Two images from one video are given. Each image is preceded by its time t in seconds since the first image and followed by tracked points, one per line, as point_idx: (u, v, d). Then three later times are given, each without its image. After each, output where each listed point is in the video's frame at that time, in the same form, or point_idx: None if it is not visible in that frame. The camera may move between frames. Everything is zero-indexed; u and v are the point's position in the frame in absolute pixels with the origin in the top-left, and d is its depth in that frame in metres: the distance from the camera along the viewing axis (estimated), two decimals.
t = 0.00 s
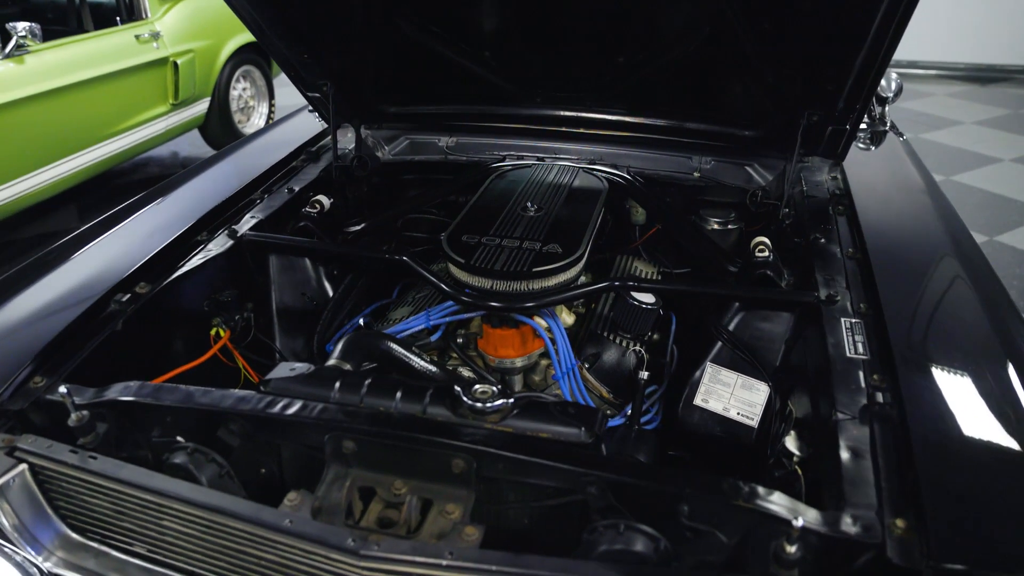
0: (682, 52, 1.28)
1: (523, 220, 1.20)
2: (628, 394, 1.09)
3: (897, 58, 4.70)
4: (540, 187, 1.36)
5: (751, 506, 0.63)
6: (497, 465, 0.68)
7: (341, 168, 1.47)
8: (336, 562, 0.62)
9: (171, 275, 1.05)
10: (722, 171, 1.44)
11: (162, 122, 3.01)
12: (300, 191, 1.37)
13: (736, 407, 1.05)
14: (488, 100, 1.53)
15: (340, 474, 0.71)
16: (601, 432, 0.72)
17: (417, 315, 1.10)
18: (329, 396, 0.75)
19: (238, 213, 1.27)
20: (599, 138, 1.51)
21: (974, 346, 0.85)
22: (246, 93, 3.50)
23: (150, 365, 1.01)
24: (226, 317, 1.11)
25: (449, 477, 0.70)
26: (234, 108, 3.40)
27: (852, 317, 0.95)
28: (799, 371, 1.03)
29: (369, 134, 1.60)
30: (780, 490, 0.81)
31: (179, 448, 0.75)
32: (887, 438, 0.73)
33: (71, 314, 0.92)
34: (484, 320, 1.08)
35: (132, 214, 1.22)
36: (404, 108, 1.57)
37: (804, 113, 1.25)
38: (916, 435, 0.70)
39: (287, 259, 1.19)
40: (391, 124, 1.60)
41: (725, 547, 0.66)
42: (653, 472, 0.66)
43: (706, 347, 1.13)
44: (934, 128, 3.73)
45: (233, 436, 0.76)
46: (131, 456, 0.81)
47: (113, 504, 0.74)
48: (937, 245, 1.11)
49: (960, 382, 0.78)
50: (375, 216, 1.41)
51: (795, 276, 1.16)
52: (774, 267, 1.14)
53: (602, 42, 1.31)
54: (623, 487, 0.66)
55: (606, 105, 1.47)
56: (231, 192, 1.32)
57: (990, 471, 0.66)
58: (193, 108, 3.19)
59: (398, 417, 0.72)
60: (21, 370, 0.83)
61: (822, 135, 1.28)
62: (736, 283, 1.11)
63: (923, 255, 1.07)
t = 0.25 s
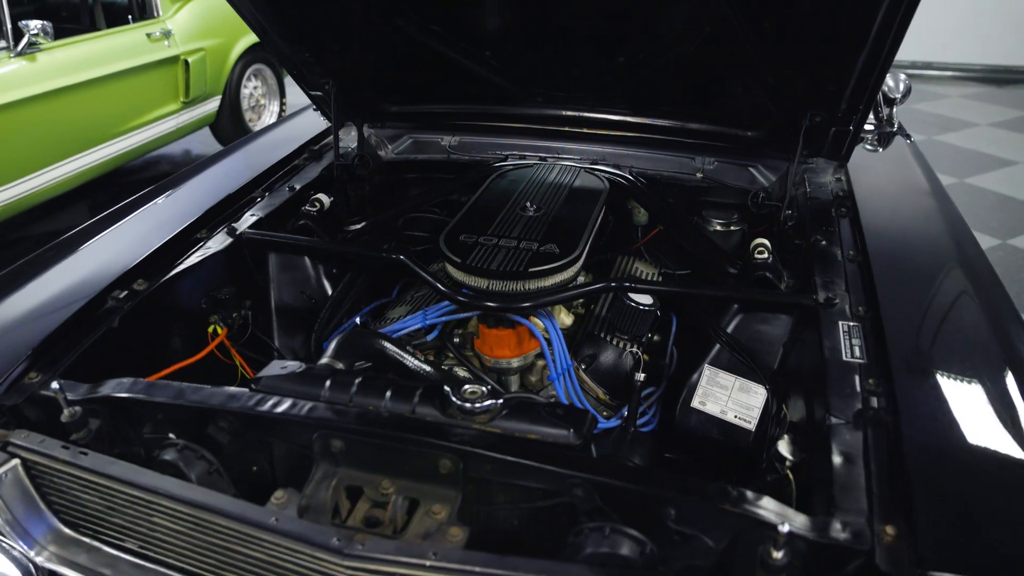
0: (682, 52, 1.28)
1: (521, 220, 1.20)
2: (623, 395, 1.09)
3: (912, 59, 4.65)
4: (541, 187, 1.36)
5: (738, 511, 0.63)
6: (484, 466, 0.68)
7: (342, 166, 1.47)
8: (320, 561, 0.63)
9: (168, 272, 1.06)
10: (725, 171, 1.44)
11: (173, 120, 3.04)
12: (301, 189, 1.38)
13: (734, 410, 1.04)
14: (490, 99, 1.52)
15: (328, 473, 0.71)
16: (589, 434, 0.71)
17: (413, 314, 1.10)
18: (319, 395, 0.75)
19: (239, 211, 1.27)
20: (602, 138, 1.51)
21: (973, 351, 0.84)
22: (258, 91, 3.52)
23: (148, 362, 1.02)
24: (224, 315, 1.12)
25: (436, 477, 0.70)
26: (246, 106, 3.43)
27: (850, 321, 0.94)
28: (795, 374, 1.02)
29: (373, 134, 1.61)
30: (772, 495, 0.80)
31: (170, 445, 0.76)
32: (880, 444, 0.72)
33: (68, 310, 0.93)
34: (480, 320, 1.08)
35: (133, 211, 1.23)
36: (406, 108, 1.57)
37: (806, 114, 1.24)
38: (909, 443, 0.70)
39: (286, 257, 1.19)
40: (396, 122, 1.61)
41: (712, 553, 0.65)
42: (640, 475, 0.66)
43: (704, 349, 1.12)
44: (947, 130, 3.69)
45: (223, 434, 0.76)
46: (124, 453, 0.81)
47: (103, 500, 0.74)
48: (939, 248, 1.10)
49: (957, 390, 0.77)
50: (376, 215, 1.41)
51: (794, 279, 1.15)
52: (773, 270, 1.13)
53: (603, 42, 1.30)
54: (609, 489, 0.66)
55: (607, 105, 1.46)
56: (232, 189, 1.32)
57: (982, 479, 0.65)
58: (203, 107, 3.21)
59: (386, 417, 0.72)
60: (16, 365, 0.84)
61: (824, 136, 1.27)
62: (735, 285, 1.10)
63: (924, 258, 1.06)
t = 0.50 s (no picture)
0: (682, 52, 1.27)
1: (519, 220, 1.20)
2: (619, 398, 1.08)
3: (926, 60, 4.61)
4: (541, 186, 1.36)
5: (723, 516, 0.62)
6: (470, 467, 0.68)
7: (342, 165, 1.47)
8: (304, 560, 0.63)
9: (166, 270, 1.06)
10: (727, 172, 1.43)
11: (183, 118, 3.06)
12: (301, 187, 1.38)
13: (730, 412, 1.03)
14: (491, 99, 1.52)
15: (316, 473, 0.72)
16: (576, 436, 0.71)
17: (409, 314, 1.10)
18: (307, 394, 0.75)
19: (238, 210, 1.28)
20: (603, 138, 1.50)
21: (969, 357, 0.83)
22: (268, 90, 3.54)
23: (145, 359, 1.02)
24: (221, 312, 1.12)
25: (423, 477, 0.70)
26: (256, 103, 3.45)
27: (847, 325, 0.93)
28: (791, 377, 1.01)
29: (376, 133, 1.62)
30: (764, 500, 0.79)
31: (160, 442, 0.76)
32: (870, 450, 0.72)
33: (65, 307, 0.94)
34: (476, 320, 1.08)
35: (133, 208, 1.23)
36: (408, 108, 1.57)
37: (807, 115, 1.23)
38: (899, 449, 0.69)
39: (286, 257, 1.20)
40: (399, 121, 1.61)
41: (698, 558, 0.65)
42: (626, 480, 0.65)
43: (702, 353, 1.11)
44: (961, 132, 3.65)
45: (213, 431, 0.77)
46: (116, 449, 0.82)
47: (94, 496, 0.75)
48: (940, 252, 1.08)
49: (951, 396, 0.76)
50: (376, 214, 1.41)
51: (793, 283, 1.14)
52: (771, 272, 1.12)
53: (604, 42, 1.30)
54: (595, 493, 0.65)
55: (608, 105, 1.45)
56: (232, 187, 1.33)
57: (970, 487, 0.65)
58: (213, 105, 3.23)
59: (373, 417, 0.72)
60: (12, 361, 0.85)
61: (826, 137, 1.26)
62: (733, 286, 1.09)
63: (924, 262, 1.05)
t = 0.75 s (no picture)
0: (682, 52, 1.26)
1: (517, 221, 1.19)
2: (614, 402, 1.08)
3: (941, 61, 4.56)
4: (540, 187, 1.35)
5: (708, 522, 0.62)
6: (456, 469, 0.68)
7: (343, 164, 1.47)
8: (289, 559, 0.63)
9: (163, 268, 1.07)
10: (729, 173, 1.42)
11: (194, 116, 3.08)
12: (301, 186, 1.38)
13: (726, 416, 1.03)
14: (492, 99, 1.52)
15: (303, 473, 0.72)
16: (564, 439, 0.71)
17: (404, 314, 1.10)
18: (297, 393, 0.75)
19: (239, 209, 1.28)
20: (605, 139, 1.50)
21: (964, 365, 0.82)
22: (277, 89, 3.55)
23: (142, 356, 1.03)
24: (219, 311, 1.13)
25: (409, 478, 0.70)
26: (265, 101, 3.45)
27: (843, 330, 0.92)
28: (785, 382, 1.00)
29: (378, 132, 1.62)
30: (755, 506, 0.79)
31: (151, 440, 0.77)
32: (860, 456, 0.71)
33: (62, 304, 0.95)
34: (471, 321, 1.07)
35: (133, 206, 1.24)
36: (409, 107, 1.57)
37: (807, 117, 1.22)
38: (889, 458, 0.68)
39: (284, 256, 1.20)
40: (402, 121, 1.62)
41: (682, 564, 0.64)
42: (612, 485, 0.65)
43: (698, 356, 1.10)
44: (975, 134, 3.61)
45: (203, 430, 0.77)
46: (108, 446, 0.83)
47: (85, 492, 0.75)
48: (941, 257, 1.07)
49: (944, 404, 0.76)
50: (376, 213, 1.41)
51: (792, 286, 1.13)
52: (769, 275, 1.11)
53: (604, 42, 1.29)
54: (580, 497, 0.65)
55: (608, 106, 1.45)
56: (233, 186, 1.33)
57: (958, 497, 0.64)
58: (224, 103, 3.25)
59: (362, 418, 0.72)
60: (7, 357, 0.86)
61: (827, 140, 1.25)
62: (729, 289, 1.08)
63: (924, 267, 1.04)
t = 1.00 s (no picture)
0: (683, 54, 1.25)
1: (515, 222, 1.19)
2: (610, 404, 1.07)
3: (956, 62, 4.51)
4: (541, 187, 1.35)
5: (694, 527, 0.62)
6: (443, 471, 0.68)
7: (344, 163, 1.46)
8: (275, 559, 0.63)
9: (162, 266, 1.08)
10: (732, 175, 1.40)
11: (204, 114, 3.10)
12: (303, 186, 1.39)
13: (722, 420, 1.02)
14: (494, 99, 1.52)
15: (292, 472, 0.72)
16: (552, 441, 0.71)
17: (401, 314, 1.10)
18: (287, 393, 0.75)
19: (239, 207, 1.29)
20: (607, 139, 1.49)
21: (961, 371, 0.81)
22: (289, 87, 3.55)
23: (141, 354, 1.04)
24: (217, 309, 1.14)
25: (397, 479, 0.70)
26: (275, 99, 3.44)
27: (840, 335, 0.91)
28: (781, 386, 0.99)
29: (381, 131, 1.62)
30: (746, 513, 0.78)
31: (143, 438, 0.77)
32: (851, 463, 0.70)
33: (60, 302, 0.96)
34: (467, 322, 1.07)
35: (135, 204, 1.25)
36: (412, 107, 1.57)
37: (809, 120, 1.23)
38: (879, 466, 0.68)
39: (283, 255, 1.20)
40: (407, 121, 1.62)
41: (668, 569, 0.64)
42: (598, 489, 0.65)
43: (696, 359, 1.10)
44: (989, 136, 3.57)
45: (195, 428, 0.78)
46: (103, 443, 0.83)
47: (78, 489, 0.76)
48: (943, 262, 1.06)
49: (938, 411, 0.75)
50: (377, 213, 1.41)
51: (791, 290, 1.12)
52: (767, 278, 1.10)
53: (605, 43, 1.29)
54: (567, 500, 0.65)
55: (609, 107, 1.44)
56: (234, 185, 1.34)
57: (948, 506, 0.64)
58: (234, 102, 3.28)
59: (350, 418, 0.72)
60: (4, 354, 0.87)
61: (829, 142, 1.24)
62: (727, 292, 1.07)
63: (925, 272, 1.03)
